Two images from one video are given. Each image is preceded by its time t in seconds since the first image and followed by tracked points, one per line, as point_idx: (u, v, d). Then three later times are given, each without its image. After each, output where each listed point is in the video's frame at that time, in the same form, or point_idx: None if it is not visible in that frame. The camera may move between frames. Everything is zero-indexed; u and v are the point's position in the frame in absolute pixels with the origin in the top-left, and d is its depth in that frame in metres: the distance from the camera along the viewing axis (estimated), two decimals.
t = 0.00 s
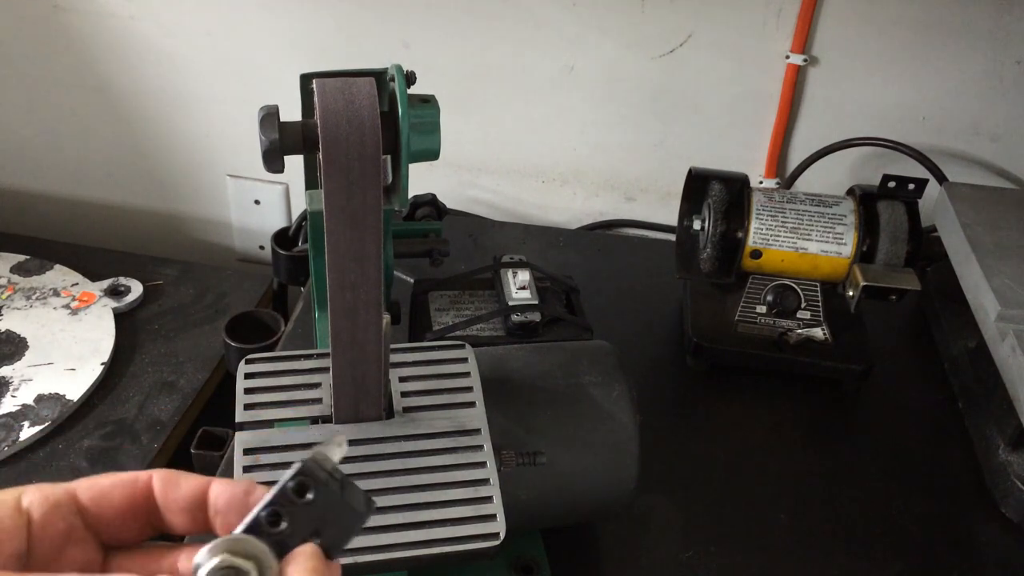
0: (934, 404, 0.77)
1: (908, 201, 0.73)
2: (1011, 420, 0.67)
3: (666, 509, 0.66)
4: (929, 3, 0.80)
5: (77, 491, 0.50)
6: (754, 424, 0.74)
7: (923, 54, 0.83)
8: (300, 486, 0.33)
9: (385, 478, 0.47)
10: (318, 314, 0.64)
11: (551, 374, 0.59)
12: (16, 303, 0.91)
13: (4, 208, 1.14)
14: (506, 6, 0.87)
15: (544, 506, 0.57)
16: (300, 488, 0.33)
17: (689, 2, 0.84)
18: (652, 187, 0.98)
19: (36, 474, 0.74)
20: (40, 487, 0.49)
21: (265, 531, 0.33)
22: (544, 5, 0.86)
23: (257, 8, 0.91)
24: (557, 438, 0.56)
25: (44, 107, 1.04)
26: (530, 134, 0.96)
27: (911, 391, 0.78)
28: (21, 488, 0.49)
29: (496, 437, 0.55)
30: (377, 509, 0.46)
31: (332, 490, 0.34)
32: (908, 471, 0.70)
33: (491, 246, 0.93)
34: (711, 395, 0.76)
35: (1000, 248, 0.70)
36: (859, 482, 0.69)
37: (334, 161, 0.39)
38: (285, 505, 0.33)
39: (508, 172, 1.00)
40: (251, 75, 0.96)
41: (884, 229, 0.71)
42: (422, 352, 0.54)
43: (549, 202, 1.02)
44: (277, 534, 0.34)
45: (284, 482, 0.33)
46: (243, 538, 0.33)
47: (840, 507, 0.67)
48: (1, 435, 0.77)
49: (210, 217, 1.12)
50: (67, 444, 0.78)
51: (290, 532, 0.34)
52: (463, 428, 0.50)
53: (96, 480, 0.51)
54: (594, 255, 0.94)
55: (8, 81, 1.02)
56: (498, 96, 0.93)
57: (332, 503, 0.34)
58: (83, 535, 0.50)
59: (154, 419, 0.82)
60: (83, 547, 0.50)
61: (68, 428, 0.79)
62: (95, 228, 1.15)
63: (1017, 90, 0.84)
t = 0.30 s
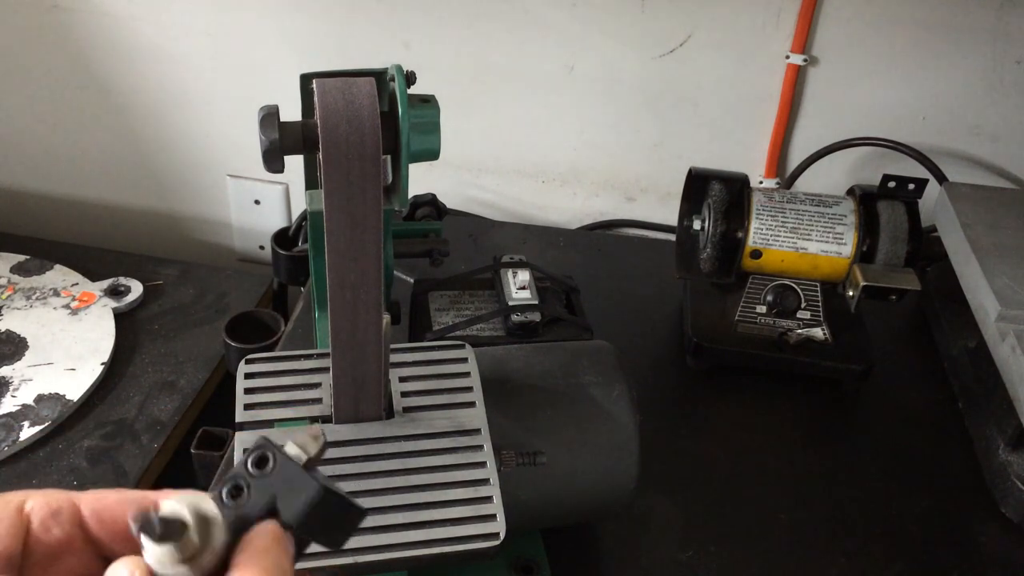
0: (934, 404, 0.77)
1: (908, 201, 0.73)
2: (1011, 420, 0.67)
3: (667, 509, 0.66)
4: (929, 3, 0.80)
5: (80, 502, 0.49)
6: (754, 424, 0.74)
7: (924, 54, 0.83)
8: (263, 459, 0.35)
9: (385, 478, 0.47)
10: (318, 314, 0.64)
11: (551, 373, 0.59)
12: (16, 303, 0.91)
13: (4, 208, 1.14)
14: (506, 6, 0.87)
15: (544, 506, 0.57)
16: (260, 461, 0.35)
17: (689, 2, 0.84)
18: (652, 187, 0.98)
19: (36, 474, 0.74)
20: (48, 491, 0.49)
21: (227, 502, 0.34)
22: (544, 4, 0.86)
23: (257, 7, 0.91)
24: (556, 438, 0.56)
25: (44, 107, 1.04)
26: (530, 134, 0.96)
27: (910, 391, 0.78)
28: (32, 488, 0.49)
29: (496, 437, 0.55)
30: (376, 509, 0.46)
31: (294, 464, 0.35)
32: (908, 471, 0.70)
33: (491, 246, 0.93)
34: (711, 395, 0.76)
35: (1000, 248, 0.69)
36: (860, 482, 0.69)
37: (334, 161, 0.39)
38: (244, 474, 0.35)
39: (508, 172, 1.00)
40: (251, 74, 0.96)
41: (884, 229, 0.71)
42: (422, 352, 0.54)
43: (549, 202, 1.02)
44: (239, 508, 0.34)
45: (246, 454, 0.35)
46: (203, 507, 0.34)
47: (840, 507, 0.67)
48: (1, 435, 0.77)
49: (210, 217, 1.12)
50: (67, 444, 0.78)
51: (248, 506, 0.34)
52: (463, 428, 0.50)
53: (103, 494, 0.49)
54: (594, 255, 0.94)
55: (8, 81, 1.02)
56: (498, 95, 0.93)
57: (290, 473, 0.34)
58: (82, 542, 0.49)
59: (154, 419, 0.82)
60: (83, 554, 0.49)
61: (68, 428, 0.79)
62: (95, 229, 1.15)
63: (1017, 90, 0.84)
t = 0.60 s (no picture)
0: (934, 404, 0.77)
1: (908, 201, 0.73)
2: (1011, 420, 0.67)
3: (666, 510, 0.66)
4: (929, 3, 0.80)
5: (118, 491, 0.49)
6: (754, 424, 0.74)
7: (924, 54, 0.83)
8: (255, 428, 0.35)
9: (386, 478, 0.47)
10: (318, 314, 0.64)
11: (551, 373, 0.59)
12: (16, 304, 0.91)
13: (4, 208, 1.14)
14: (506, 5, 0.87)
15: (544, 506, 0.57)
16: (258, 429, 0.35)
17: (689, 2, 0.84)
18: (652, 187, 0.98)
19: (35, 473, 0.74)
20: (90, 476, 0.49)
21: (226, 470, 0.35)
22: (544, 4, 0.86)
23: (257, 7, 0.91)
24: (556, 438, 0.56)
25: (44, 107, 1.04)
26: (530, 134, 0.96)
27: (911, 391, 0.78)
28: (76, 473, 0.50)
29: (496, 437, 0.55)
30: (376, 510, 0.46)
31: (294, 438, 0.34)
32: (908, 471, 0.70)
33: (491, 246, 0.93)
34: (711, 395, 0.76)
35: (1000, 248, 0.69)
36: (859, 482, 0.69)
37: (334, 161, 0.39)
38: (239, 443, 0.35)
39: (508, 172, 1.00)
40: (251, 75, 0.96)
41: (884, 228, 0.71)
42: (422, 352, 0.54)
43: (549, 202, 1.02)
44: (236, 475, 0.35)
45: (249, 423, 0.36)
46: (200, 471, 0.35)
47: (839, 507, 0.67)
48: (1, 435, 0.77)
49: (210, 217, 1.11)
50: (67, 443, 0.78)
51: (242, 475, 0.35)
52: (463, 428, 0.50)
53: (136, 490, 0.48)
54: (595, 255, 0.94)
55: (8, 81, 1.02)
56: (498, 95, 0.93)
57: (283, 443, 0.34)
58: (119, 524, 0.50)
59: (154, 419, 0.82)
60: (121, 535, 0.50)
61: (68, 428, 0.79)
62: (96, 229, 1.15)
63: (1017, 90, 0.84)
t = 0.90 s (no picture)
0: (934, 404, 0.77)
1: (908, 201, 0.73)
2: (1011, 420, 0.67)
3: (666, 510, 0.66)
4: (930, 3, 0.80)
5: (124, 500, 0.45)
6: (754, 424, 0.74)
7: (924, 54, 0.83)
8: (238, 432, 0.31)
9: (386, 478, 0.47)
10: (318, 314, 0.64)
11: (551, 373, 0.59)
12: (16, 303, 0.91)
13: (4, 208, 1.14)
14: (506, 5, 0.87)
15: (544, 506, 0.57)
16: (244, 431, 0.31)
17: (689, 2, 0.84)
18: (652, 187, 0.98)
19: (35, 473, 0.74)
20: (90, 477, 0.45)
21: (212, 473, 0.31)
22: (544, 4, 0.86)
23: (257, 7, 0.91)
24: (556, 438, 0.56)
25: (44, 107, 1.04)
26: (530, 134, 0.96)
27: (911, 391, 0.78)
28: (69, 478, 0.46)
29: (496, 437, 0.55)
30: (376, 510, 0.46)
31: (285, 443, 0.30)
32: (908, 471, 0.70)
33: (491, 246, 0.93)
34: (711, 395, 0.76)
35: (1000, 248, 0.69)
36: (859, 482, 0.69)
37: (334, 162, 0.39)
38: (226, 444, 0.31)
39: (508, 172, 1.00)
40: (251, 75, 0.96)
41: (884, 228, 0.71)
42: (422, 352, 0.54)
43: (549, 202, 1.02)
44: (222, 480, 0.31)
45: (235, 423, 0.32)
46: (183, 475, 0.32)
47: (839, 507, 0.67)
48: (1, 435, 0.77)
49: (210, 217, 1.11)
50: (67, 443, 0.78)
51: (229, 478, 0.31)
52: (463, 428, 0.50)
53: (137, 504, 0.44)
54: (595, 255, 0.94)
55: (8, 81, 1.02)
56: (498, 95, 0.93)
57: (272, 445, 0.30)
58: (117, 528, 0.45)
59: (154, 419, 0.82)
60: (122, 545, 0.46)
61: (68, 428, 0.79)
62: (96, 229, 1.15)
63: (1017, 90, 0.84)
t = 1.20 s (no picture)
0: (934, 404, 0.77)
1: (908, 201, 0.73)
2: (1011, 420, 0.67)
3: (666, 510, 0.66)
4: (930, 3, 0.80)
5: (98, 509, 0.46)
6: (753, 424, 0.74)
7: (924, 55, 0.83)
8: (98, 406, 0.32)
9: (386, 478, 0.47)
10: (318, 314, 0.64)
11: (551, 373, 0.59)
12: (16, 304, 0.91)
13: (5, 208, 1.14)
14: (506, 5, 0.87)
15: (544, 506, 0.57)
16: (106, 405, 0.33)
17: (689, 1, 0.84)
18: (652, 187, 0.98)
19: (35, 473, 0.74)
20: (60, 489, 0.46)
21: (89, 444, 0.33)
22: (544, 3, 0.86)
23: (256, 7, 0.91)
24: (556, 438, 0.56)
25: (43, 106, 1.04)
26: (530, 134, 0.96)
27: (911, 391, 0.78)
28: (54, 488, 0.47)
29: (496, 437, 0.55)
30: (376, 510, 0.46)
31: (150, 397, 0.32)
32: (908, 471, 0.70)
33: (491, 246, 0.93)
34: (710, 395, 0.76)
35: (1000, 248, 0.70)
36: (860, 482, 0.69)
37: (334, 162, 0.39)
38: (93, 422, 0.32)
39: (508, 172, 1.00)
40: (251, 75, 0.96)
41: (884, 228, 0.71)
42: (421, 352, 0.54)
43: (549, 202, 1.02)
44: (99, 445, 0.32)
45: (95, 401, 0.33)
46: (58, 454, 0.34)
47: (839, 507, 0.67)
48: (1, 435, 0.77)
49: (210, 217, 1.11)
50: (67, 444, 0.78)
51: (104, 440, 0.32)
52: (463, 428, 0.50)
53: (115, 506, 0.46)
54: (595, 255, 0.94)
55: (8, 81, 1.02)
56: (498, 95, 0.93)
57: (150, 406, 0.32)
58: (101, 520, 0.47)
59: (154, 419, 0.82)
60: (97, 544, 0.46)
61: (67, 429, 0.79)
62: (95, 228, 1.15)
63: (1017, 90, 0.84)
